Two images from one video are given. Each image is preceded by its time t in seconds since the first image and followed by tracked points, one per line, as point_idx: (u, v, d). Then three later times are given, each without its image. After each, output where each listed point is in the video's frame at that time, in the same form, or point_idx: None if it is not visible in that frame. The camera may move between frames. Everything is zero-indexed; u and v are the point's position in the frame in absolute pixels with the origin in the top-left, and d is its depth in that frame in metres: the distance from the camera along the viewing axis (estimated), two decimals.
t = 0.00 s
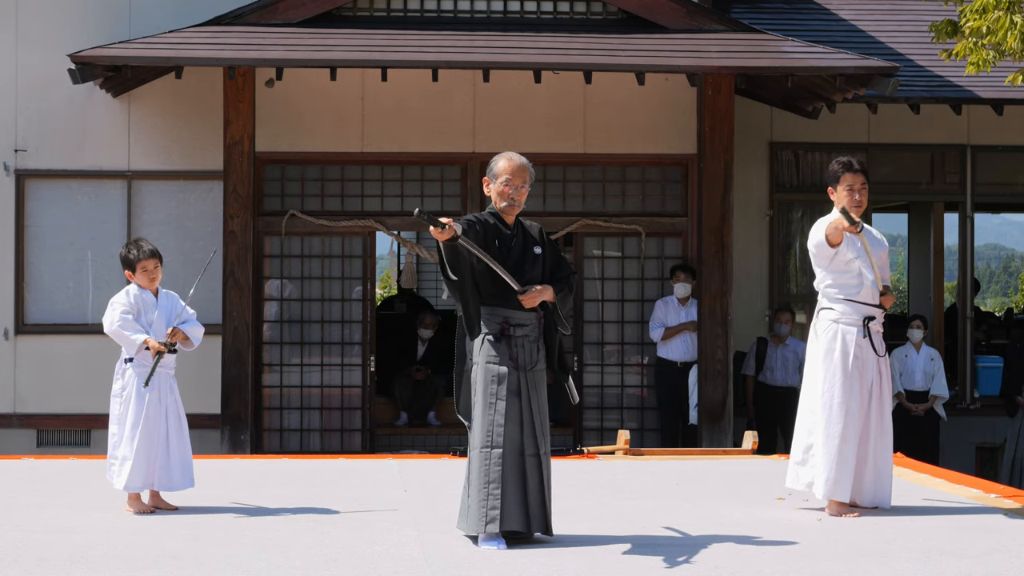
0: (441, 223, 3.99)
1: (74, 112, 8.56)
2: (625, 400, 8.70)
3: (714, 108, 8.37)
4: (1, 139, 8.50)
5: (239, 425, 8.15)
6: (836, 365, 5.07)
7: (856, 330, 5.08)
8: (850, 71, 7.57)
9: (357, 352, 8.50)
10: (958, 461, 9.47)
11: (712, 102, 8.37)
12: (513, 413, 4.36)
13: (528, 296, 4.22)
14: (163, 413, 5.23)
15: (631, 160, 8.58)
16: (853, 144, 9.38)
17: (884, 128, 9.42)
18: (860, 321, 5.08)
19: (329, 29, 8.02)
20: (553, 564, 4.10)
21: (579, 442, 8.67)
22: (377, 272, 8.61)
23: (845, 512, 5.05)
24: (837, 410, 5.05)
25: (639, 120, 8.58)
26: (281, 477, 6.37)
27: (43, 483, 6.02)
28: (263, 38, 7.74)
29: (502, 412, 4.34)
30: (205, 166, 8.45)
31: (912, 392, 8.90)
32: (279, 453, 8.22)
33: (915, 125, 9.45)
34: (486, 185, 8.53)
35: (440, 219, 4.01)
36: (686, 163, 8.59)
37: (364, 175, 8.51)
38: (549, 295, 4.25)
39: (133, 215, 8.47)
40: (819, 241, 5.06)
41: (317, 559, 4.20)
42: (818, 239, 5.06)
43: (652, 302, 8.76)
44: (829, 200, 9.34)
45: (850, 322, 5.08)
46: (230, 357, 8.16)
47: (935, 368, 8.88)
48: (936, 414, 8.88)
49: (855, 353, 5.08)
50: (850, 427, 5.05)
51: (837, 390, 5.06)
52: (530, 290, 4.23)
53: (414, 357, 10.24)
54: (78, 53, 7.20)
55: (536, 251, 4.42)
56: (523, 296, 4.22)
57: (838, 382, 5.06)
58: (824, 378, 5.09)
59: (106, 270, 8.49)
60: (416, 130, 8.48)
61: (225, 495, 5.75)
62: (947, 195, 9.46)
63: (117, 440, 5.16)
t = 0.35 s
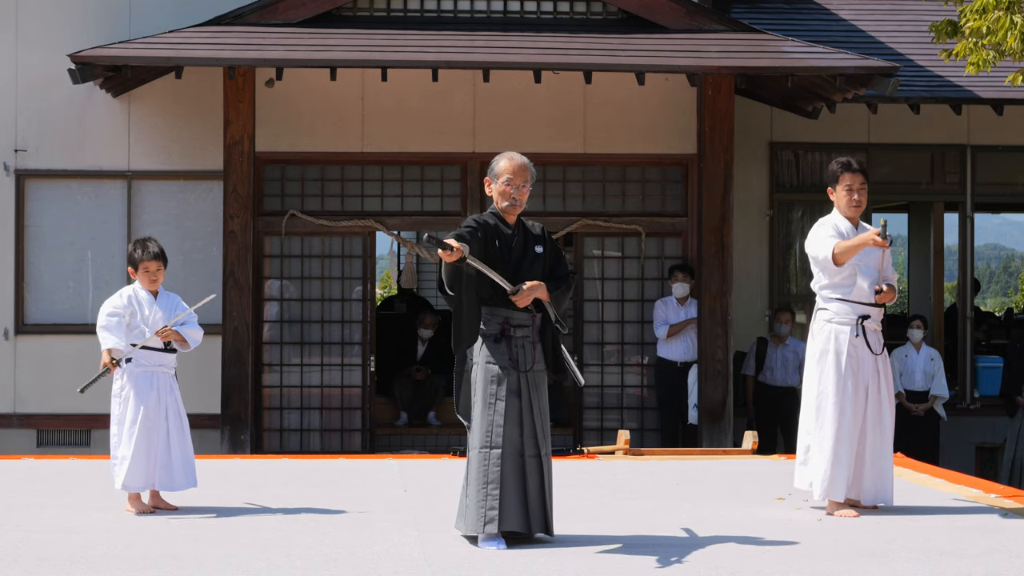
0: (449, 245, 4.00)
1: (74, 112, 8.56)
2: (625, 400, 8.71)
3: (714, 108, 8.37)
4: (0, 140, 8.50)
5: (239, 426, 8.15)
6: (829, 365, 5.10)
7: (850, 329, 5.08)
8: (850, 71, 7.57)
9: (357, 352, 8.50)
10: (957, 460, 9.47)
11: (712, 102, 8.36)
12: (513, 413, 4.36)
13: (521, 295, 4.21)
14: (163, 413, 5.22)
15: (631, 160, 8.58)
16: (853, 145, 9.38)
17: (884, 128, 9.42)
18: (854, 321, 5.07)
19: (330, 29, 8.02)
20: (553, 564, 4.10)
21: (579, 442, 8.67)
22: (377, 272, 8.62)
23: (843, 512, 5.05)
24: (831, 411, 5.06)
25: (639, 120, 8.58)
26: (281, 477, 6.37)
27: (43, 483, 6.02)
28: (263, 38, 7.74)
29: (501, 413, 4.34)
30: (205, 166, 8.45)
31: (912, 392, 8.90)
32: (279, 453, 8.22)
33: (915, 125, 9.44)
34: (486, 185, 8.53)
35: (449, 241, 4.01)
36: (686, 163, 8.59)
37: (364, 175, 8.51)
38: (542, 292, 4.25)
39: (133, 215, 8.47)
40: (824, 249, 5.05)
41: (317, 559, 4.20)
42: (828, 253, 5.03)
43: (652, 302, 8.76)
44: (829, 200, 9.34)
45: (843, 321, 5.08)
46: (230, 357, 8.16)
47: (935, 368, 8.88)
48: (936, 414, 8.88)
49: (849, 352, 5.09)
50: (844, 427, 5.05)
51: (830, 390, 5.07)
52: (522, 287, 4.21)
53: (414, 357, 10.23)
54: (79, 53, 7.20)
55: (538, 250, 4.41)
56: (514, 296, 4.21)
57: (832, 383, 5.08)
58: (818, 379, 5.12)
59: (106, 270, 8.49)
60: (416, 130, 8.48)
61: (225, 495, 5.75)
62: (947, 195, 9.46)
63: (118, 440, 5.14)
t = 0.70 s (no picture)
0: (466, 271, 4.05)
1: (74, 112, 8.56)
2: (625, 400, 8.71)
3: (714, 108, 8.37)
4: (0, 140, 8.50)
5: (239, 426, 8.15)
6: (830, 366, 5.09)
7: (851, 330, 5.08)
8: (850, 71, 7.57)
9: (357, 352, 8.50)
10: (958, 461, 9.48)
11: (712, 102, 8.36)
12: (512, 413, 4.36)
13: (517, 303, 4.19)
14: (163, 412, 5.22)
15: (631, 160, 8.58)
16: (853, 144, 9.38)
17: (884, 128, 9.42)
18: (855, 321, 5.08)
19: (330, 29, 8.02)
20: (554, 564, 4.10)
21: (579, 442, 8.67)
22: (377, 272, 8.62)
23: (843, 512, 5.05)
24: (832, 411, 5.05)
25: (639, 120, 8.58)
26: (281, 477, 6.37)
27: (44, 483, 6.02)
28: (263, 38, 7.73)
29: (501, 413, 4.34)
30: (205, 166, 8.45)
31: (912, 392, 8.90)
32: (279, 453, 8.22)
33: (915, 125, 9.44)
34: (485, 185, 8.53)
35: (467, 267, 4.06)
36: (686, 163, 8.59)
37: (364, 175, 8.52)
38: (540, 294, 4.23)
39: (133, 215, 8.47)
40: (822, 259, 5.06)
41: (317, 558, 4.20)
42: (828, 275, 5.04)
43: (652, 302, 8.76)
44: (829, 200, 9.34)
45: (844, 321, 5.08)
46: (230, 357, 8.16)
47: (935, 368, 8.88)
48: (936, 414, 8.88)
49: (850, 352, 5.08)
50: (845, 428, 5.05)
51: (832, 391, 5.06)
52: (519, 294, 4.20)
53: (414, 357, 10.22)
54: (79, 53, 7.20)
55: (539, 251, 4.41)
56: (513, 303, 4.19)
57: (834, 383, 5.07)
58: (819, 380, 5.11)
59: (106, 269, 8.49)
60: (416, 130, 8.48)
61: (225, 495, 5.76)
62: (947, 195, 9.46)
63: (118, 441, 5.14)
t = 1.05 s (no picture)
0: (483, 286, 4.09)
1: (74, 112, 8.56)
2: (625, 400, 8.71)
3: (714, 108, 8.37)
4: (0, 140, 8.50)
5: (239, 425, 8.15)
6: (831, 367, 5.07)
7: (851, 331, 5.09)
8: (850, 71, 7.57)
9: (357, 352, 8.50)
10: (957, 461, 9.48)
11: (712, 102, 8.36)
12: (514, 414, 4.36)
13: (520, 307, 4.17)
14: (163, 412, 5.22)
15: (631, 160, 8.58)
16: (853, 144, 9.38)
17: (884, 128, 9.42)
18: (855, 321, 5.09)
19: (330, 28, 8.02)
20: (554, 564, 4.10)
21: (579, 442, 8.66)
22: (377, 272, 8.62)
23: (843, 512, 5.05)
24: (832, 412, 5.05)
25: (639, 120, 8.58)
26: (281, 477, 6.37)
27: (43, 483, 6.02)
28: (263, 38, 7.73)
29: (502, 413, 4.34)
30: (205, 166, 8.45)
31: (912, 392, 8.89)
32: (279, 453, 8.21)
33: (915, 125, 9.44)
34: (485, 185, 8.52)
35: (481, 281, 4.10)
36: (686, 163, 8.59)
37: (364, 175, 8.52)
38: (541, 297, 4.22)
39: (133, 215, 8.47)
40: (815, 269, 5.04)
41: (317, 559, 4.20)
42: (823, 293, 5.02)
43: (652, 301, 8.76)
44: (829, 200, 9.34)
45: (845, 321, 5.08)
46: (230, 357, 8.15)
47: (935, 368, 8.88)
48: (936, 414, 8.88)
49: (850, 353, 5.08)
50: (844, 428, 5.05)
51: (832, 391, 5.06)
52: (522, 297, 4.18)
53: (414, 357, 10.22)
54: (79, 53, 7.20)
55: (540, 251, 4.40)
56: (517, 307, 4.17)
57: (833, 384, 5.06)
58: (818, 380, 5.10)
59: (106, 269, 8.49)
60: (416, 130, 8.48)
61: (225, 495, 5.75)
62: (947, 195, 9.46)
63: (119, 441, 5.14)
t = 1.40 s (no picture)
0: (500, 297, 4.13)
1: (74, 111, 8.56)
2: (625, 400, 8.71)
3: (714, 108, 8.37)
4: (1, 139, 8.50)
5: (239, 425, 8.15)
6: (832, 366, 5.07)
7: (852, 331, 5.09)
8: (850, 71, 7.57)
9: (357, 352, 8.50)
10: (957, 460, 9.47)
11: (712, 102, 8.36)
12: (515, 415, 4.36)
13: (526, 311, 4.20)
14: (164, 412, 5.22)
15: (631, 160, 8.58)
16: (853, 144, 9.38)
17: (884, 128, 9.41)
18: (856, 321, 5.09)
19: (330, 28, 8.02)
20: (554, 564, 4.10)
21: (579, 442, 8.66)
22: (377, 272, 8.62)
23: (844, 512, 5.04)
24: (833, 412, 5.04)
25: (639, 120, 8.58)
26: (280, 477, 6.37)
27: (43, 483, 6.02)
28: (263, 38, 7.73)
29: (502, 414, 4.33)
30: (205, 166, 8.45)
31: (912, 392, 8.89)
32: (279, 453, 8.21)
33: (915, 125, 9.44)
34: (485, 185, 8.52)
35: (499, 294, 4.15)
36: (686, 163, 8.59)
37: (364, 175, 8.52)
38: (545, 300, 4.23)
39: (133, 215, 8.47)
40: (815, 270, 5.03)
41: (317, 559, 4.20)
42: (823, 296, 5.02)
43: (652, 301, 8.76)
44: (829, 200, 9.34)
45: (845, 321, 5.08)
46: (230, 357, 8.16)
47: (935, 368, 8.88)
48: (936, 414, 8.88)
49: (851, 353, 5.08)
50: (845, 428, 5.04)
51: (833, 391, 5.05)
52: (526, 300, 4.19)
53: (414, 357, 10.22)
54: (79, 53, 7.20)
55: (540, 252, 4.38)
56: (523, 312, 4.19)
57: (834, 384, 5.05)
58: (819, 380, 5.09)
59: (106, 269, 8.49)
60: (416, 130, 8.48)
61: (224, 495, 5.75)
62: (947, 195, 9.46)
63: (121, 441, 5.14)
